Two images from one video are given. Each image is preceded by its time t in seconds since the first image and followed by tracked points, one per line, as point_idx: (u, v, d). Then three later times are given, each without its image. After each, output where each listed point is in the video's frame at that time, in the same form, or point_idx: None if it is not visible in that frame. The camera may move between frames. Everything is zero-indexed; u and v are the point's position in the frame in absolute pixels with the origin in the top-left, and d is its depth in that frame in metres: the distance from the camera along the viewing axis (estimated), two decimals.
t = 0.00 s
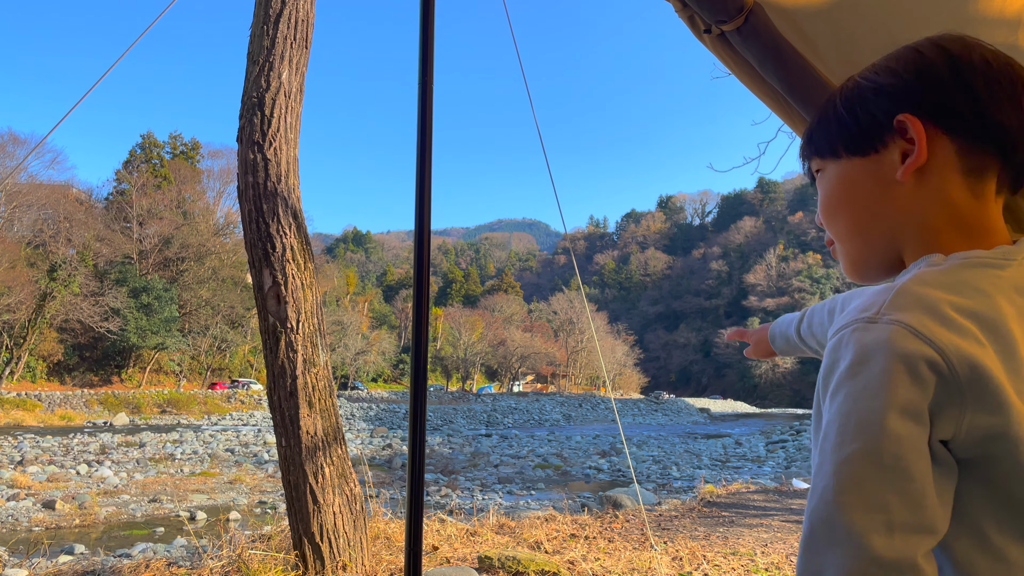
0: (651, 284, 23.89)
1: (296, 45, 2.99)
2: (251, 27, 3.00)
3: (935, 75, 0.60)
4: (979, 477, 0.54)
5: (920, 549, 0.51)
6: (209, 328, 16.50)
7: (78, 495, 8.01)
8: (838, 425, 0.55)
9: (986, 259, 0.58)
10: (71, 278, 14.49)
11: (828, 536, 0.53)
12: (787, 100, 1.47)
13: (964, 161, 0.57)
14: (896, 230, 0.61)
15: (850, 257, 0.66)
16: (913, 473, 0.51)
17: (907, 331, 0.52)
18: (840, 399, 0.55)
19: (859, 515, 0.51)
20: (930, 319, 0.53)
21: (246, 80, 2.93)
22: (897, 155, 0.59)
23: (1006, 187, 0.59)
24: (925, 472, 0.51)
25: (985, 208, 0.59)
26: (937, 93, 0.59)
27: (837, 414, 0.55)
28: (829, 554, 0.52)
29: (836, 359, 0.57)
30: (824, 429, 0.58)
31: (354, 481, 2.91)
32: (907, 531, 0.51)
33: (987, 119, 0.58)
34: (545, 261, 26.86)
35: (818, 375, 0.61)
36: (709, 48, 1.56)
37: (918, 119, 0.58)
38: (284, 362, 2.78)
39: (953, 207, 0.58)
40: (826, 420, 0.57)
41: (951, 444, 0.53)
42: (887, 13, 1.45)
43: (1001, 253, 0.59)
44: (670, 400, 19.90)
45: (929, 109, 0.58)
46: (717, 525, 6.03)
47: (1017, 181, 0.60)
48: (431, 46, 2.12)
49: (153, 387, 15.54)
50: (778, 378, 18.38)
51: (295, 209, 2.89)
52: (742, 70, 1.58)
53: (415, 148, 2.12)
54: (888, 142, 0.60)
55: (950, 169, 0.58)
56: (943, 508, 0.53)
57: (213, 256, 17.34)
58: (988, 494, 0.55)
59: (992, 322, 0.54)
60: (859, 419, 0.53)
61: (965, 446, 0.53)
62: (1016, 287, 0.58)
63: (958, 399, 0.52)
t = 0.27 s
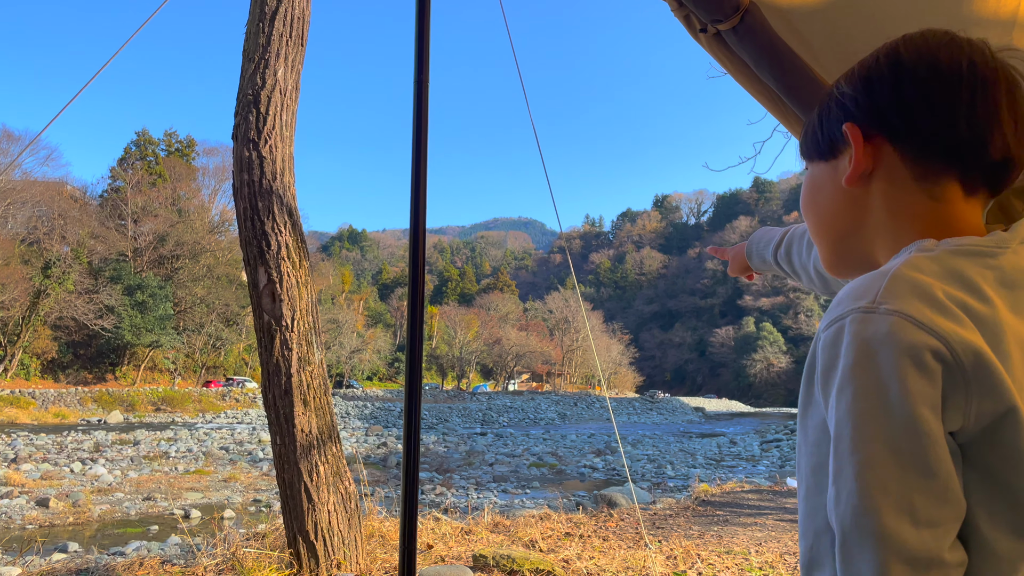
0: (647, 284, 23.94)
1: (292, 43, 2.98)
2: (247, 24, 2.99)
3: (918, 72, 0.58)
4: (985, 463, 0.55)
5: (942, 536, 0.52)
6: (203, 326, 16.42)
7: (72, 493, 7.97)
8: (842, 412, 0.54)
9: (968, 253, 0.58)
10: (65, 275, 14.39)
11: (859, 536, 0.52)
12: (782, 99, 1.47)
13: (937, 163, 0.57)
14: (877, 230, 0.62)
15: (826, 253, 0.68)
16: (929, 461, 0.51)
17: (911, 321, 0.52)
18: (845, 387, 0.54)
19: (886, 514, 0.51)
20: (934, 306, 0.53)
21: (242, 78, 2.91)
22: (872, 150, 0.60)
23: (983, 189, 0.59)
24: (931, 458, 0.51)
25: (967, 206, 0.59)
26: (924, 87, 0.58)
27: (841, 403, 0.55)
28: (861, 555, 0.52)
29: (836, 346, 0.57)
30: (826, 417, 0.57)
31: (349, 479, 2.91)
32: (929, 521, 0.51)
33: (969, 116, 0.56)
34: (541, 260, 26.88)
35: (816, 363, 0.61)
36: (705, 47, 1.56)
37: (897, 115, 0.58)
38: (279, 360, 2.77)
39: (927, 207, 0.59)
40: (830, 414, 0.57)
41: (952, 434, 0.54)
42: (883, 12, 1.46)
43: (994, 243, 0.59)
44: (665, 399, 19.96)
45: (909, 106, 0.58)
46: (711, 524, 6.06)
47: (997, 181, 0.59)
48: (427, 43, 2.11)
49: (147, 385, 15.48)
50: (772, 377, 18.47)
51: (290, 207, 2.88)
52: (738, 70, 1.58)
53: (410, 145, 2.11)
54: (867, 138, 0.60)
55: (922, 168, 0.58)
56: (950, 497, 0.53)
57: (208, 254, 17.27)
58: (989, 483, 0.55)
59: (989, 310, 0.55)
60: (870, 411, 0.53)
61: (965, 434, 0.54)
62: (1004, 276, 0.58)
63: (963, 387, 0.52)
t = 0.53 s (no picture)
0: (642, 282, 23.99)
1: (288, 40, 2.97)
2: (243, 21, 2.97)
3: (889, 79, 0.59)
4: (976, 486, 0.55)
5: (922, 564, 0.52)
6: (198, 323, 16.35)
7: (66, 490, 7.93)
8: (838, 434, 0.55)
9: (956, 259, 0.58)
10: (59, 272, 14.27)
11: (833, 551, 0.53)
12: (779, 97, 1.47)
13: (921, 171, 0.57)
14: (866, 237, 0.62)
15: (826, 263, 0.68)
16: (917, 493, 0.51)
17: (911, 348, 0.52)
18: (840, 411, 0.55)
19: (869, 537, 0.52)
20: (931, 332, 0.53)
21: (237, 74, 2.90)
22: (850, 162, 0.61)
23: (972, 187, 0.59)
24: (923, 486, 0.52)
25: (956, 210, 0.59)
26: (897, 95, 0.58)
27: (834, 424, 0.55)
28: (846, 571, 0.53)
29: (831, 364, 0.57)
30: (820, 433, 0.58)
31: (343, 477, 2.90)
32: (914, 549, 0.52)
33: (945, 123, 0.56)
34: (536, 259, 26.89)
35: (812, 375, 0.61)
36: (702, 46, 1.57)
37: (871, 125, 0.59)
38: (274, 357, 2.76)
39: (910, 214, 0.59)
40: (823, 428, 0.57)
41: (947, 459, 0.54)
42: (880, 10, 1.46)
43: (985, 252, 0.59)
44: (660, 398, 20.02)
45: (879, 115, 0.58)
46: (706, 522, 6.08)
47: (985, 177, 0.59)
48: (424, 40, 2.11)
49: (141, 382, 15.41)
50: (766, 376, 18.55)
51: (285, 203, 2.87)
52: (735, 68, 1.58)
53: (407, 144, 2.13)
54: (845, 147, 0.61)
55: (907, 178, 0.58)
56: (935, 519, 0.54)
57: (203, 251, 17.17)
58: (979, 504, 0.56)
59: (987, 332, 0.55)
60: (863, 435, 0.52)
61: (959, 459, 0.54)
62: (1003, 291, 0.58)
63: (958, 417, 0.52)
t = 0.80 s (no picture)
0: (637, 280, 24.05)
1: (285, 33, 2.95)
2: (240, 14, 2.95)
3: (888, 75, 0.59)
4: (979, 483, 0.56)
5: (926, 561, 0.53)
6: (193, 319, 16.28)
7: (59, 485, 7.91)
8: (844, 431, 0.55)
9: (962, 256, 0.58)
10: (53, 266, 14.19)
11: (837, 547, 0.54)
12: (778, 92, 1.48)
13: (923, 168, 0.57)
14: (868, 233, 0.62)
15: (825, 257, 0.68)
16: (920, 492, 0.52)
17: (920, 349, 0.52)
18: (847, 408, 0.55)
19: (872, 536, 0.52)
20: (938, 329, 0.53)
21: (234, 68, 2.88)
22: (853, 157, 0.61)
23: (972, 180, 0.59)
24: (928, 484, 0.52)
25: (957, 204, 0.59)
26: (897, 91, 0.58)
27: (840, 421, 0.55)
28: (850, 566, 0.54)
29: (835, 363, 0.57)
30: (823, 430, 0.58)
31: (339, 471, 2.90)
32: (917, 547, 0.52)
33: (945, 119, 0.57)
34: (532, 256, 26.91)
35: (814, 372, 0.62)
36: (701, 40, 1.57)
37: (869, 121, 0.59)
38: (269, 352, 2.76)
39: (913, 210, 0.59)
40: (827, 424, 0.57)
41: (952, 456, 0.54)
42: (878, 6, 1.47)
43: (988, 251, 0.60)
44: (654, 395, 20.09)
45: (880, 111, 0.58)
46: (700, 519, 6.11)
47: (984, 170, 0.59)
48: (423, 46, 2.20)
49: (135, 377, 15.36)
50: (761, 374, 18.64)
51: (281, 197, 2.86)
52: (734, 62, 1.59)
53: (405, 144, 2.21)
54: (847, 143, 0.61)
55: (909, 175, 0.58)
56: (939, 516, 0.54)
57: (197, 246, 17.09)
58: (983, 501, 0.56)
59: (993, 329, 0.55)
60: (869, 434, 0.53)
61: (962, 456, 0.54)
62: (1004, 288, 0.59)
63: (962, 416, 0.53)
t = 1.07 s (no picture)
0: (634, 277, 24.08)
1: (286, 29, 2.93)
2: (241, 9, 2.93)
3: (920, 81, 0.59)
4: (1003, 485, 0.56)
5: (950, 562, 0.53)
6: (188, 313, 16.20)
7: (54, 478, 7.88)
8: (872, 431, 0.55)
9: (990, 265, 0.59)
10: (48, 259, 14.10)
11: (861, 547, 0.54)
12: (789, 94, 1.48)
13: (952, 175, 0.58)
14: (895, 239, 0.63)
15: (849, 260, 0.68)
16: (947, 494, 0.52)
17: (952, 350, 0.52)
18: (874, 406, 0.55)
19: (899, 536, 0.52)
20: (967, 332, 0.53)
21: (235, 63, 2.87)
22: (881, 164, 0.61)
23: (999, 188, 0.59)
24: (958, 484, 0.52)
25: (983, 213, 0.60)
26: (929, 96, 0.58)
27: (868, 419, 0.56)
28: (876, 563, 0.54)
29: (864, 363, 0.57)
30: (850, 427, 0.58)
31: (339, 468, 2.90)
32: (945, 547, 0.52)
33: (977, 124, 0.57)
34: (529, 252, 26.91)
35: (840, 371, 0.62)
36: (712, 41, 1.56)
37: (899, 125, 0.59)
38: (269, 349, 2.75)
39: (938, 216, 0.60)
40: (852, 424, 0.57)
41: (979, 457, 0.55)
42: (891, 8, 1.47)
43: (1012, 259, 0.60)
44: (650, 392, 20.15)
45: (911, 116, 0.58)
46: (697, 516, 6.13)
47: (1010, 179, 0.60)
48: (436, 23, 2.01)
49: (130, 371, 15.31)
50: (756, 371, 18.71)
51: (281, 192, 2.84)
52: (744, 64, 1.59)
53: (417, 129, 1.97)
54: (878, 150, 0.61)
55: (938, 180, 0.58)
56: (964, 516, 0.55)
57: (193, 240, 17.12)
58: (1005, 502, 0.57)
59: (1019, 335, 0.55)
60: (897, 435, 0.53)
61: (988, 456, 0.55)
62: None
63: (992, 420, 0.53)
